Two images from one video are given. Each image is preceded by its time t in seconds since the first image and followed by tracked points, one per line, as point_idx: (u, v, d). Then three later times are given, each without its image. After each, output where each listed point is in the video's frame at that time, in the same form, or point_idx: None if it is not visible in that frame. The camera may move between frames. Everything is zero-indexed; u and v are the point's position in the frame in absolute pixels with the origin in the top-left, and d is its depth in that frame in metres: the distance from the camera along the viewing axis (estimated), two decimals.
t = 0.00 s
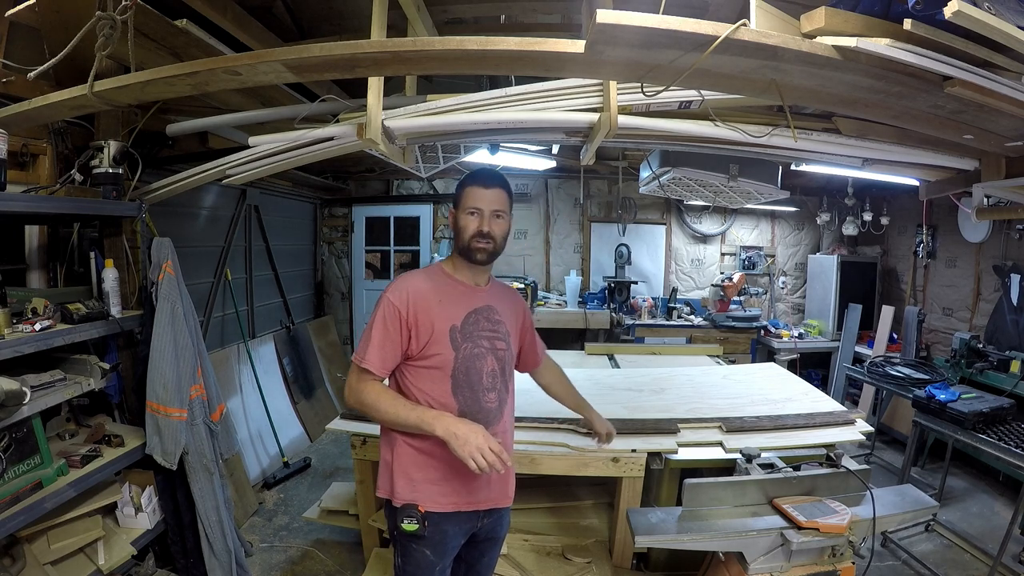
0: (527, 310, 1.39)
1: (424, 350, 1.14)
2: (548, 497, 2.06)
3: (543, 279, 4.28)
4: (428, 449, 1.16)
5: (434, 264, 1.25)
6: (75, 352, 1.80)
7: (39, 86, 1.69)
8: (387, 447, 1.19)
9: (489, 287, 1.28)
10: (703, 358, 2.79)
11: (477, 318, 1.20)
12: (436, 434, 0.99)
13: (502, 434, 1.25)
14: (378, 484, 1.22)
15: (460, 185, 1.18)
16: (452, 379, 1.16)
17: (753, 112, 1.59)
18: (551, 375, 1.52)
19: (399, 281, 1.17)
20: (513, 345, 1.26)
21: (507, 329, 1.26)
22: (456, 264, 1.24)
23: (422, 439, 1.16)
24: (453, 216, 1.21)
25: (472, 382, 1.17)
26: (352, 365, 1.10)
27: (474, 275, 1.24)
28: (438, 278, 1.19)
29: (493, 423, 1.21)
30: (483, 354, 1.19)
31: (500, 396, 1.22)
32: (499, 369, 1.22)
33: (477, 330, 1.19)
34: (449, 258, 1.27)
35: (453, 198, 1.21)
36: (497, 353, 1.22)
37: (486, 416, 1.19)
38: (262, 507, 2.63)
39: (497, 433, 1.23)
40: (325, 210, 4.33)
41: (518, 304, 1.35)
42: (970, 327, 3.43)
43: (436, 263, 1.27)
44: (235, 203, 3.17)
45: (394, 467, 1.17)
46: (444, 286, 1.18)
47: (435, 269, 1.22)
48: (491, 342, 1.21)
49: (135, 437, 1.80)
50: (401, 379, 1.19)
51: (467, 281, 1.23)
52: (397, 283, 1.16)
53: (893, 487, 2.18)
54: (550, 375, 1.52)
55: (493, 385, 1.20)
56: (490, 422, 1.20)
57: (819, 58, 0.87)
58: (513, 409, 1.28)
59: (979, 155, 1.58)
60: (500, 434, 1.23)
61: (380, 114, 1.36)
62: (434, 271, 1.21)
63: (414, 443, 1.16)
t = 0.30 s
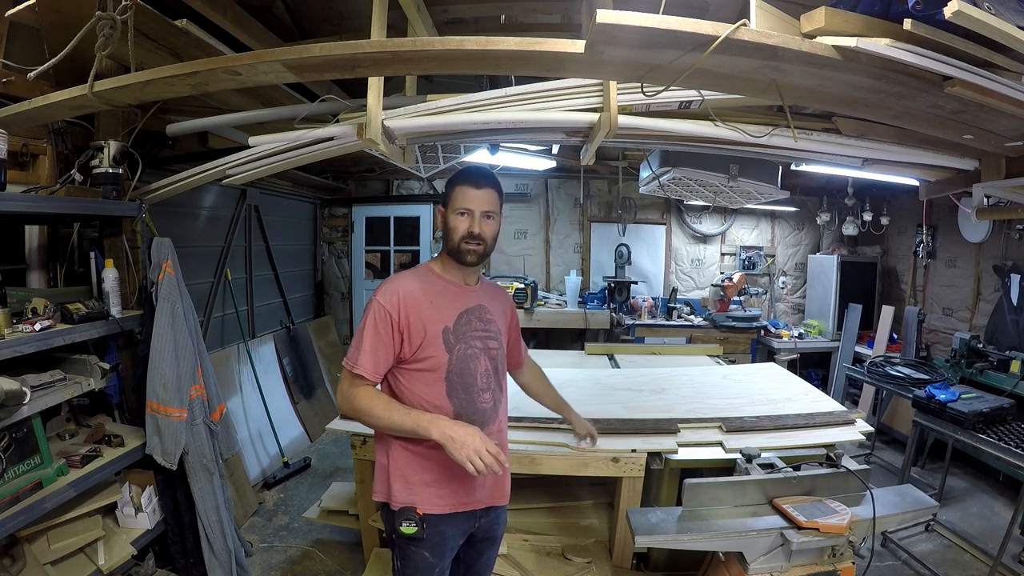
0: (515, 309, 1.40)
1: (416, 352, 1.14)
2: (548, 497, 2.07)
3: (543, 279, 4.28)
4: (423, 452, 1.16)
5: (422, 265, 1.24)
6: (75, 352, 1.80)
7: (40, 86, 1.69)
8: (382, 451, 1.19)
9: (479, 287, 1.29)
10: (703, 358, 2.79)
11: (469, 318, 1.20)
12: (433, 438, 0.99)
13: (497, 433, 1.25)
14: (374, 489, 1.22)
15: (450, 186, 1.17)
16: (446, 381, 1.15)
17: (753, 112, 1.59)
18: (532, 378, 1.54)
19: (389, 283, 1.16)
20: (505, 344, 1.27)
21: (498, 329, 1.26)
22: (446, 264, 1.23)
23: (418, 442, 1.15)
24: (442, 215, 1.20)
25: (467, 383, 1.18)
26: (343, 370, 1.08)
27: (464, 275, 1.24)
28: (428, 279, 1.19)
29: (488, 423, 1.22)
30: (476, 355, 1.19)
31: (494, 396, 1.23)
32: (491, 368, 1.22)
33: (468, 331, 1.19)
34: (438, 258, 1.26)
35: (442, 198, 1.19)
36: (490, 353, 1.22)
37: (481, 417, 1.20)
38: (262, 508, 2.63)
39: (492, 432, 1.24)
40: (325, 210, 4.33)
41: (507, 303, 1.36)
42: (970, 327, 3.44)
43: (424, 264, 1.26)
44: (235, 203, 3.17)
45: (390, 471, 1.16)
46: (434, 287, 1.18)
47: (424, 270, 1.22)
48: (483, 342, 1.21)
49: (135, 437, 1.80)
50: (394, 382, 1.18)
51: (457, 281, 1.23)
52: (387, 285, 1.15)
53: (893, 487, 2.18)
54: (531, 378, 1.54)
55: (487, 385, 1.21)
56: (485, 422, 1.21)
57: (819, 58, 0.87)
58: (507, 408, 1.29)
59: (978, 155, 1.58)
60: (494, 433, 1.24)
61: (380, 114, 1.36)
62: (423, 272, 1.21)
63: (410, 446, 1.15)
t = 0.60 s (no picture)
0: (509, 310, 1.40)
1: (411, 351, 1.14)
2: (547, 497, 2.07)
3: (543, 279, 4.28)
4: (411, 452, 1.16)
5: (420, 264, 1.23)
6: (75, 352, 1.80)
7: (40, 86, 1.69)
8: (371, 450, 1.19)
9: (476, 288, 1.28)
10: (703, 358, 2.79)
11: (465, 319, 1.20)
12: (425, 438, 0.99)
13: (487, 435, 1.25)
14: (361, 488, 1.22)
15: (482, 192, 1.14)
16: (438, 381, 1.16)
17: (753, 112, 1.59)
18: (527, 386, 1.54)
19: (386, 282, 1.15)
20: (499, 346, 1.27)
21: (493, 331, 1.26)
22: (445, 264, 1.23)
23: (407, 442, 1.16)
24: (461, 218, 1.17)
25: (459, 384, 1.18)
26: (337, 365, 1.08)
27: (463, 276, 1.24)
28: (427, 279, 1.18)
29: (478, 425, 1.22)
30: (470, 356, 1.19)
31: (486, 398, 1.23)
32: (484, 370, 1.22)
33: (464, 333, 1.19)
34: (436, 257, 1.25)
35: (462, 199, 1.15)
36: (484, 355, 1.22)
37: (471, 418, 1.20)
38: (262, 507, 2.63)
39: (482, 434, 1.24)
40: (325, 210, 4.33)
41: (501, 306, 1.37)
42: (970, 327, 3.44)
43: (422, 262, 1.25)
44: (235, 203, 3.17)
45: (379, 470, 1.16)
46: (432, 286, 1.18)
47: (422, 269, 1.21)
48: (477, 344, 1.21)
49: (135, 437, 1.80)
50: (386, 381, 1.18)
51: (455, 281, 1.23)
52: (385, 283, 1.15)
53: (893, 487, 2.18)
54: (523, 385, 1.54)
55: (479, 387, 1.21)
56: (476, 424, 1.21)
57: (819, 59, 0.87)
58: (497, 410, 1.29)
59: (979, 155, 1.58)
60: (484, 435, 1.24)
61: (380, 114, 1.36)
62: (421, 271, 1.20)
63: (400, 446, 1.15)
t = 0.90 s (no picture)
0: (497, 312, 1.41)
1: (399, 351, 1.13)
2: (547, 497, 2.07)
3: (543, 279, 4.28)
4: (391, 451, 1.15)
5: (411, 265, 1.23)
6: (75, 352, 1.80)
7: (40, 86, 1.69)
8: (351, 447, 1.18)
9: (466, 290, 1.29)
10: (703, 358, 2.80)
11: (454, 320, 1.20)
12: (411, 438, 0.97)
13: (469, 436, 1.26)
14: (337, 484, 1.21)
15: (493, 197, 1.17)
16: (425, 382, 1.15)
17: (753, 112, 1.59)
18: (509, 389, 1.50)
19: (376, 281, 1.14)
20: (487, 348, 1.28)
21: (482, 332, 1.27)
22: (438, 265, 1.23)
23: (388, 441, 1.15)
24: (469, 221, 1.17)
25: (445, 384, 1.18)
26: (324, 363, 1.06)
27: (455, 278, 1.24)
28: (419, 279, 1.18)
29: (462, 426, 1.22)
30: (458, 357, 1.19)
31: (471, 399, 1.23)
32: (472, 371, 1.22)
33: (455, 333, 1.20)
34: (427, 258, 1.25)
35: (471, 202, 1.16)
36: (471, 357, 1.22)
37: (456, 419, 1.20)
38: (262, 507, 2.63)
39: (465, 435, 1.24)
40: (325, 210, 4.33)
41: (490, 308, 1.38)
42: (970, 327, 3.44)
43: (412, 263, 1.25)
44: (235, 203, 3.17)
45: (359, 468, 1.16)
46: (423, 287, 1.17)
47: (413, 269, 1.21)
48: (466, 345, 1.21)
49: (135, 437, 1.80)
50: (372, 380, 1.16)
51: (447, 282, 1.23)
52: (376, 282, 1.14)
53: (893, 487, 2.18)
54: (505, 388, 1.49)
55: (465, 387, 1.21)
56: (460, 425, 1.21)
57: (819, 59, 0.87)
58: (482, 412, 1.29)
59: (978, 155, 1.58)
60: (467, 436, 1.24)
61: (380, 114, 1.36)
62: (413, 271, 1.20)
63: (381, 443, 1.15)
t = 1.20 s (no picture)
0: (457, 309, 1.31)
1: (365, 362, 0.98)
2: (547, 497, 2.07)
3: (543, 279, 4.28)
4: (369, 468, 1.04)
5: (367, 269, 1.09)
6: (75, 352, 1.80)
7: (40, 86, 1.69)
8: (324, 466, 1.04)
9: (426, 289, 1.17)
10: (703, 358, 2.80)
11: (420, 321, 1.08)
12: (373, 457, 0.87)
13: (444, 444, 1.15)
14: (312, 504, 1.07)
15: (442, 186, 1.05)
16: (396, 392, 1.02)
17: (753, 112, 1.59)
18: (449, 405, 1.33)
19: (331, 289, 0.99)
20: (455, 347, 1.18)
21: (447, 332, 1.17)
22: (395, 265, 1.10)
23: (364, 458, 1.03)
24: (419, 215, 1.05)
25: (418, 392, 1.05)
26: (279, 385, 0.90)
27: (414, 278, 1.12)
28: (377, 282, 1.05)
29: (436, 434, 1.11)
30: (428, 360, 1.08)
31: (443, 404, 1.12)
32: (442, 374, 1.12)
33: (422, 336, 1.08)
34: (384, 259, 1.11)
35: (420, 195, 1.04)
36: (440, 358, 1.12)
37: (430, 427, 1.09)
38: (262, 507, 2.63)
39: (440, 443, 1.14)
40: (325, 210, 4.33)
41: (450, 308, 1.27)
42: (970, 327, 3.44)
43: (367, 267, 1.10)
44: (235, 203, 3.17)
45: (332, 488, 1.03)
46: (383, 290, 1.04)
47: (369, 273, 1.07)
48: (434, 347, 1.10)
49: (135, 437, 1.80)
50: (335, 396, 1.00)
51: (407, 283, 1.10)
52: (330, 290, 0.99)
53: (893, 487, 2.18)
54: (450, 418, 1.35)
55: (438, 392, 1.10)
56: (435, 433, 1.10)
57: (820, 58, 0.87)
58: (454, 415, 1.20)
59: (979, 155, 1.58)
60: (442, 443, 1.14)
61: (380, 114, 1.36)
62: (369, 275, 1.06)
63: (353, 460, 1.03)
